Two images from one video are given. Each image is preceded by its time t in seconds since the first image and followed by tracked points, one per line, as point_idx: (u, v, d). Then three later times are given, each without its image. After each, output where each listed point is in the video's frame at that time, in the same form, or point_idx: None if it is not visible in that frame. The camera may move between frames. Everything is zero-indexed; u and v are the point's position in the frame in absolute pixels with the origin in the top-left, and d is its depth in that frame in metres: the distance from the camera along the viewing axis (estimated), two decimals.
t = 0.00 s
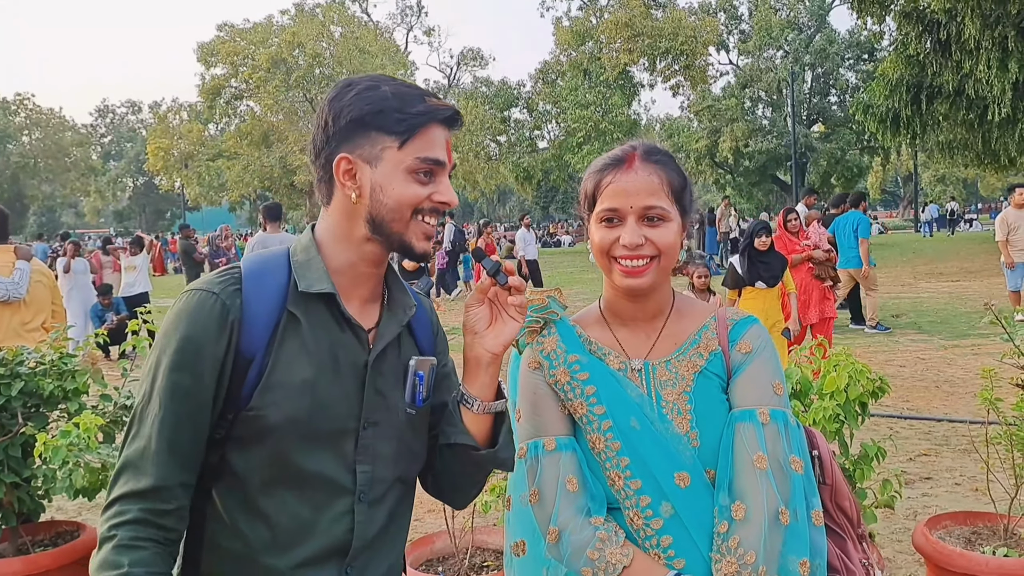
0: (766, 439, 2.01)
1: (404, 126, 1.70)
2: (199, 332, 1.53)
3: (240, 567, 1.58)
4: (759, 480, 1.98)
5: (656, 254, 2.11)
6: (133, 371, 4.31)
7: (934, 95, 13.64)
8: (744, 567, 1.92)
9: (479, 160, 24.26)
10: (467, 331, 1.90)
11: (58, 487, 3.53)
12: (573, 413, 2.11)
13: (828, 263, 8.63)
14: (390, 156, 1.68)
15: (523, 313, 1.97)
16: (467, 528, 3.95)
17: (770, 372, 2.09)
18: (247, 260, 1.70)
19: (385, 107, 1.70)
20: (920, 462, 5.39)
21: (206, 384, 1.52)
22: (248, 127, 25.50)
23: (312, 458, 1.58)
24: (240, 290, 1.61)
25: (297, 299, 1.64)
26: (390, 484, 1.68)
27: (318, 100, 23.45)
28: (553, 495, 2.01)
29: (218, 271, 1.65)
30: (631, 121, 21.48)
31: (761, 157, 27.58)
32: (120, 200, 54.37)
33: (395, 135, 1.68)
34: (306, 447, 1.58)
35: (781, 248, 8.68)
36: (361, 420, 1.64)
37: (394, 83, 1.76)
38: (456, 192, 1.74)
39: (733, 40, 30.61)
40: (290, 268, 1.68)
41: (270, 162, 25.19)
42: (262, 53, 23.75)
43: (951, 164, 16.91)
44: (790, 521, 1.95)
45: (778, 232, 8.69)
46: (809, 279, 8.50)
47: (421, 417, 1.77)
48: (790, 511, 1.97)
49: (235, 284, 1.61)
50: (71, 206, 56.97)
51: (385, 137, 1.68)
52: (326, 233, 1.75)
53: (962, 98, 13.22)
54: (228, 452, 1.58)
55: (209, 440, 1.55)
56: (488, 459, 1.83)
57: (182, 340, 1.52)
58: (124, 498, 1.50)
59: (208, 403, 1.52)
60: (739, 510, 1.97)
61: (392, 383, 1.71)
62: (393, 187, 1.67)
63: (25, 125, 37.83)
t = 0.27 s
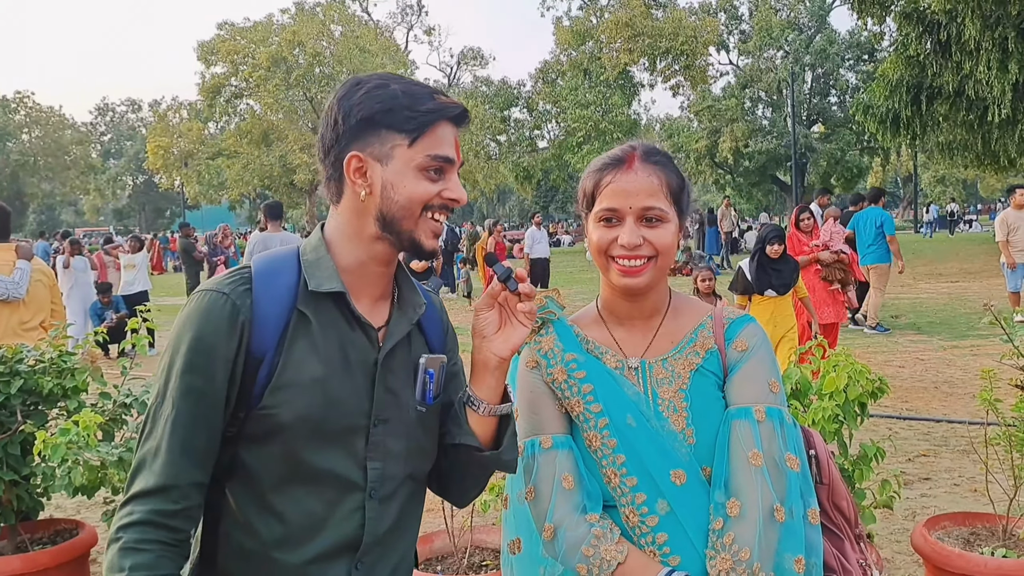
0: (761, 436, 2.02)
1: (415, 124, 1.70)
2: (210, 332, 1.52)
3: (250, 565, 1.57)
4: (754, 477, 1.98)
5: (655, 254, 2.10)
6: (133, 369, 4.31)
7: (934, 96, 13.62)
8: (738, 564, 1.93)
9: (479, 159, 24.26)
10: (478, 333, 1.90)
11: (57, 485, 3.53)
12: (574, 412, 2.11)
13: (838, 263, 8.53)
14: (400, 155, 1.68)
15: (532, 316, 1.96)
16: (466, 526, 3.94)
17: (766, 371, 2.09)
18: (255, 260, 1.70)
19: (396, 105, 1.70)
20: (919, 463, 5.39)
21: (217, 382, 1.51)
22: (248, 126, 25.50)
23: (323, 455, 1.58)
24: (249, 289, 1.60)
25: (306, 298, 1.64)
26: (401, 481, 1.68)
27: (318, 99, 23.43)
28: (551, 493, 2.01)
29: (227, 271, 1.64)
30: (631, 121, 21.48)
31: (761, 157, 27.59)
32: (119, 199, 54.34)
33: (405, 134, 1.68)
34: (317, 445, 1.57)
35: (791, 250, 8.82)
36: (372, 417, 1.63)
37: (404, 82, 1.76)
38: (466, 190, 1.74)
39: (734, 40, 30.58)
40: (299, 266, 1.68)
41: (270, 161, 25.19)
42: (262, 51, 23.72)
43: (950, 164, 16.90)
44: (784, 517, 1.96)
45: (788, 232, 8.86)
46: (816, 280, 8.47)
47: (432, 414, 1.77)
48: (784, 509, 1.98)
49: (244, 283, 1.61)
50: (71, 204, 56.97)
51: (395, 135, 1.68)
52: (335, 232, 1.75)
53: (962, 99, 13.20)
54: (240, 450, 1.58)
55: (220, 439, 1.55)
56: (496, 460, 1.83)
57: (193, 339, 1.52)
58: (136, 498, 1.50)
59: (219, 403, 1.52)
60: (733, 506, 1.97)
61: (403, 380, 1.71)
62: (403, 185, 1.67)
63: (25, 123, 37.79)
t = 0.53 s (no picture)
0: (756, 436, 2.02)
1: (415, 120, 1.69)
2: (215, 330, 1.52)
3: (256, 563, 1.57)
4: (748, 476, 1.99)
5: (655, 252, 2.11)
6: (132, 366, 4.31)
7: (934, 96, 13.63)
8: (731, 564, 1.93)
9: (479, 159, 24.27)
10: (485, 334, 1.89)
11: (56, 482, 3.53)
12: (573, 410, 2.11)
13: (846, 267, 8.75)
14: (399, 150, 1.68)
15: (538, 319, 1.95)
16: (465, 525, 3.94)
17: (763, 370, 2.09)
18: (259, 257, 1.69)
19: (397, 100, 1.70)
20: (917, 463, 5.39)
21: (223, 381, 1.51)
22: (247, 125, 25.52)
23: (329, 451, 1.57)
24: (253, 287, 1.60)
25: (310, 295, 1.64)
26: (409, 477, 1.68)
27: (318, 98, 23.43)
28: (548, 491, 2.01)
29: (230, 269, 1.63)
30: (630, 121, 21.48)
31: (761, 157, 27.62)
32: (119, 197, 54.33)
33: (406, 129, 1.68)
34: (323, 441, 1.57)
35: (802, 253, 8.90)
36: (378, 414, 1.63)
37: (406, 78, 1.76)
38: (465, 186, 1.74)
39: (733, 40, 30.57)
40: (302, 263, 1.68)
41: (270, 159, 25.18)
42: (261, 50, 23.72)
43: (949, 165, 16.91)
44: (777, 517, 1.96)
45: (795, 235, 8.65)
46: (825, 283, 8.63)
47: (438, 411, 1.77)
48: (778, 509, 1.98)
49: (248, 281, 1.60)
50: (71, 202, 56.98)
51: (395, 130, 1.68)
52: (337, 228, 1.75)
53: (962, 99, 13.20)
54: (247, 447, 1.57)
55: (228, 436, 1.55)
56: (500, 460, 1.84)
57: (197, 337, 1.51)
58: (143, 497, 1.50)
59: (226, 401, 1.52)
60: (727, 505, 1.97)
61: (408, 376, 1.71)
62: (403, 181, 1.68)
63: (24, 121, 37.75)
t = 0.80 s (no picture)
0: (752, 438, 2.01)
1: (413, 116, 1.69)
2: (214, 329, 1.52)
3: (260, 562, 1.57)
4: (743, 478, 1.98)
5: (656, 252, 2.11)
6: (130, 364, 4.30)
7: (934, 97, 13.63)
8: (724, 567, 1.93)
9: (479, 158, 24.27)
10: (488, 334, 1.89)
11: (55, 480, 3.53)
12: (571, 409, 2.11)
13: (855, 265, 8.02)
14: (397, 147, 1.68)
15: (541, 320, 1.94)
16: (464, 525, 3.94)
17: (760, 372, 2.09)
18: (258, 256, 1.69)
19: (395, 96, 1.70)
20: (916, 463, 5.39)
21: (223, 379, 1.51)
22: (247, 123, 25.51)
23: (332, 449, 1.57)
24: (252, 286, 1.60)
25: (309, 293, 1.64)
26: (411, 474, 1.68)
27: (318, 97, 23.41)
28: (544, 491, 2.00)
29: (228, 268, 1.63)
30: (630, 121, 21.47)
31: (761, 157, 27.63)
32: (118, 195, 54.31)
33: (403, 125, 1.68)
34: (326, 438, 1.57)
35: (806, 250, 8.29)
36: (380, 410, 1.63)
37: (402, 75, 1.76)
38: (464, 182, 1.74)
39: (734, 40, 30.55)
40: (301, 261, 1.68)
41: (269, 157, 25.16)
42: (262, 48, 23.70)
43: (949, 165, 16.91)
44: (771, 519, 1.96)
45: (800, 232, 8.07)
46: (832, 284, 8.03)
47: (439, 407, 1.77)
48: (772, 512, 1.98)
49: (247, 281, 1.60)
50: (70, 200, 56.97)
51: (393, 127, 1.68)
52: (336, 226, 1.75)
53: (962, 100, 13.20)
54: (249, 447, 1.57)
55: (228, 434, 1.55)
56: (500, 459, 1.84)
57: (196, 335, 1.51)
58: (141, 494, 1.49)
59: (226, 400, 1.51)
60: (721, 507, 1.97)
61: (409, 372, 1.71)
62: (402, 177, 1.67)
63: (24, 118, 37.69)
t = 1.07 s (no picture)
0: (752, 437, 2.01)
1: (407, 113, 1.69)
2: (206, 327, 1.51)
3: (259, 560, 1.57)
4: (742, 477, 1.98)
5: (657, 251, 2.10)
6: (129, 362, 4.30)
7: (934, 97, 13.63)
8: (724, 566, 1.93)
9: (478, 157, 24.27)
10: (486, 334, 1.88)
11: (53, 479, 3.52)
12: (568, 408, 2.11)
13: (869, 269, 7.73)
14: (393, 144, 1.67)
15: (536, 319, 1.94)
16: (463, 524, 3.93)
17: (759, 371, 2.08)
18: (253, 254, 1.69)
19: (389, 94, 1.69)
20: (915, 463, 5.39)
21: (216, 377, 1.50)
22: (247, 122, 25.51)
23: (330, 448, 1.57)
24: (244, 284, 1.59)
25: (303, 291, 1.64)
26: (409, 472, 1.67)
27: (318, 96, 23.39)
28: (542, 490, 2.00)
29: (222, 267, 1.63)
30: (630, 120, 21.47)
31: (761, 157, 27.65)
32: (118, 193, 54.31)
33: (398, 123, 1.67)
34: (324, 437, 1.57)
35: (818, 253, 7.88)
36: (375, 408, 1.63)
37: (396, 71, 1.75)
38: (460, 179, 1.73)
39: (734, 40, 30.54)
40: (294, 260, 1.67)
41: (269, 156, 25.13)
42: (262, 47, 23.70)
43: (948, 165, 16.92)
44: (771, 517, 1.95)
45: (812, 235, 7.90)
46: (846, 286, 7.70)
47: (436, 405, 1.76)
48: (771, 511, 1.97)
49: (240, 279, 1.59)
50: (70, 198, 56.95)
51: (388, 124, 1.67)
52: (330, 224, 1.74)
53: (962, 100, 13.19)
54: (245, 446, 1.57)
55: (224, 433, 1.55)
56: (496, 460, 1.83)
57: (189, 332, 1.51)
58: (134, 491, 1.48)
59: (219, 398, 1.51)
60: (720, 506, 1.97)
61: (405, 369, 1.71)
62: (398, 175, 1.67)
63: (24, 116, 37.63)
